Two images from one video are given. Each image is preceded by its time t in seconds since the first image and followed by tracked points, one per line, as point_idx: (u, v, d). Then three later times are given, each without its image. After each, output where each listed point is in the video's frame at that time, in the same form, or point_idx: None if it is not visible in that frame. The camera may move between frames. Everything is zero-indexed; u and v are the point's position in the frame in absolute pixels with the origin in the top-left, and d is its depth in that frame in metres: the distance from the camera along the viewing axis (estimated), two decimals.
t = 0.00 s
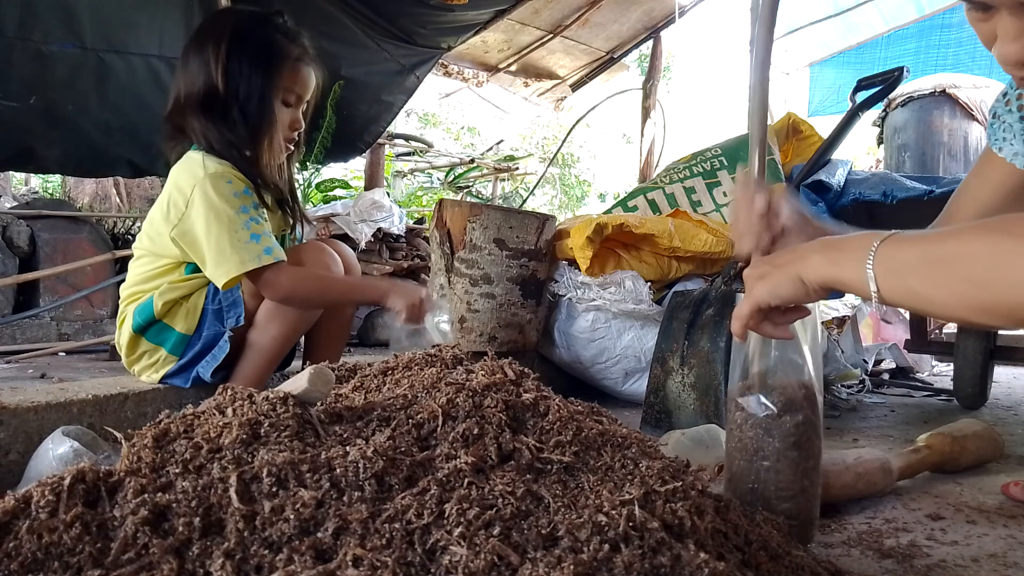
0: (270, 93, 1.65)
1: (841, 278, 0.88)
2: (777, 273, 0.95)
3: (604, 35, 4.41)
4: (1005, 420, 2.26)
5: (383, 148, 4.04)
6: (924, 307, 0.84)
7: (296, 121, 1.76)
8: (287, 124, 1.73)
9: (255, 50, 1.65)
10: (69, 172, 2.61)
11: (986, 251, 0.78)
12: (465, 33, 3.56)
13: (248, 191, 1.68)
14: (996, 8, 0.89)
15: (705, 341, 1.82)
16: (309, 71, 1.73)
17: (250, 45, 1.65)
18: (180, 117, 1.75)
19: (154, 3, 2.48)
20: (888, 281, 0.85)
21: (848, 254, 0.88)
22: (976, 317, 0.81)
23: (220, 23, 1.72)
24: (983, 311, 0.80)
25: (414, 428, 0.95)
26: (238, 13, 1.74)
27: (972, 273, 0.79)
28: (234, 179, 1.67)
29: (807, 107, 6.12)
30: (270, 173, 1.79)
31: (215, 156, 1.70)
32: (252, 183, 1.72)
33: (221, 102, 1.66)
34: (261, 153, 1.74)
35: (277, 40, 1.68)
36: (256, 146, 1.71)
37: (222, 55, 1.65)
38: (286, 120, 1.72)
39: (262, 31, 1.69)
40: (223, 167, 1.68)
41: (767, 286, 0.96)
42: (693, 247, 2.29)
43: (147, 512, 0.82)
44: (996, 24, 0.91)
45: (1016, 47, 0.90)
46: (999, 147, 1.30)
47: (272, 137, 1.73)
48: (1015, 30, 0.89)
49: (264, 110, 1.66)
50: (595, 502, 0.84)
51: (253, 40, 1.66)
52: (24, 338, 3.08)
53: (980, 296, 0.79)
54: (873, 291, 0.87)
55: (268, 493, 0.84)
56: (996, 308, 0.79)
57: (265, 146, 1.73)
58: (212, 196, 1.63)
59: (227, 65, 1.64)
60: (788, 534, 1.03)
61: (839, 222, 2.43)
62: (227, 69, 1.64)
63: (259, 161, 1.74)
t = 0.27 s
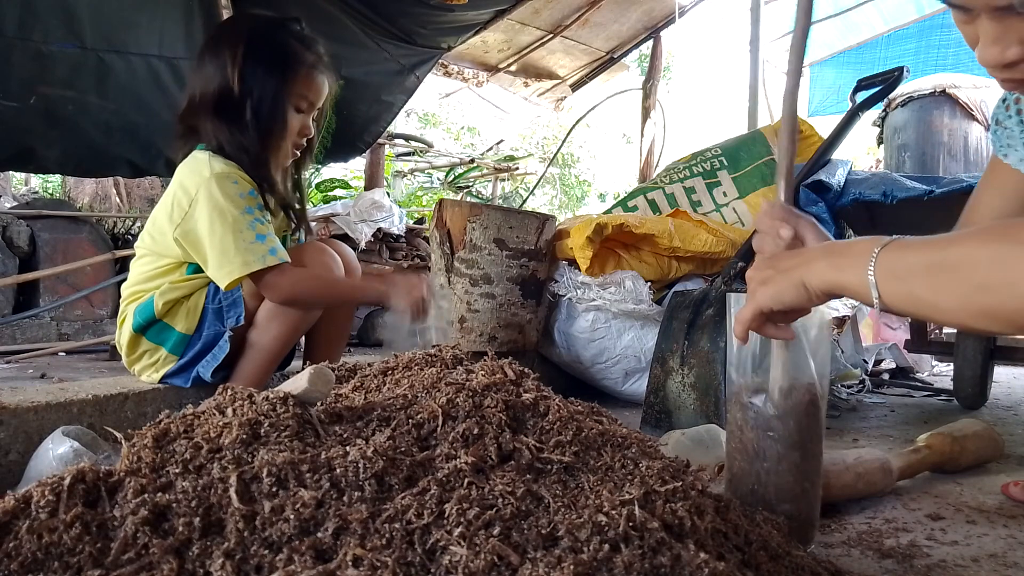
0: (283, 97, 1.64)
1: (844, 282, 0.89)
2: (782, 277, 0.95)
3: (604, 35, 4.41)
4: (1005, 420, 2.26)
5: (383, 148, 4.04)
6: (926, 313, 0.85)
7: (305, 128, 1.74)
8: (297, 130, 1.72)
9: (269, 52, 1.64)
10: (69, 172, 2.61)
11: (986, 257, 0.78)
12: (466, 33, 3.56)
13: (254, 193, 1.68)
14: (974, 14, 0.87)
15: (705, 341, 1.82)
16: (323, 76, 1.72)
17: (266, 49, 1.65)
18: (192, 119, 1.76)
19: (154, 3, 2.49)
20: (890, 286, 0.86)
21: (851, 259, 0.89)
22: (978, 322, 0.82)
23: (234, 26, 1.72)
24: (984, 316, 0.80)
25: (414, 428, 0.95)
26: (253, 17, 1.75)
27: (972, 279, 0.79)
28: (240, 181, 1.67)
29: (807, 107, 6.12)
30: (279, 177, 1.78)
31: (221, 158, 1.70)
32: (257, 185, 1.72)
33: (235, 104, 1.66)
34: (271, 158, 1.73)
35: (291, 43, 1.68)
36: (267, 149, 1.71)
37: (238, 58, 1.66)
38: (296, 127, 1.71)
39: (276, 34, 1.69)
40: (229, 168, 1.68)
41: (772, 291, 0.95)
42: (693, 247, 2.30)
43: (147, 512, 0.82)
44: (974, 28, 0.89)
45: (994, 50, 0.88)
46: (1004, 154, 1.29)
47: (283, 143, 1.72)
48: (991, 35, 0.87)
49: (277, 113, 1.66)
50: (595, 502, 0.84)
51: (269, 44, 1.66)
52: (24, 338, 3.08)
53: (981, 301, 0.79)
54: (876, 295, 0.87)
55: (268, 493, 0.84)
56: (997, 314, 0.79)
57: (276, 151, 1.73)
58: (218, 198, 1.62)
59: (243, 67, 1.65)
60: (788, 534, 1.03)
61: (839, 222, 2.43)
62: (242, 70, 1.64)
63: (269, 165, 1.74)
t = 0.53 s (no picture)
0: (280, 95, 1.67)
1: (843, 284, 0.88)
2: (780, 278, 0.94)
3: (604, 35, 4.41)
4: (1005, 420, 2.26)
5: (383, 148, 4.04)
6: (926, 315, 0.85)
7: (301, 124, 1.77)
8: (294, 126, 1.74)
9: (265, 51, 1.66)
10: (69, 172, 2.61)
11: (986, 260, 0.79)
12: (466, 33, 3.56)
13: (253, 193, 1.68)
14: (959, 23, 0.89)
15: (705, 341, 1.82)
16: (316, 73, 1.75)
17: (262, 48, 1.66)
18: (188, 116, 1.75)
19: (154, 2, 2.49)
20: (891, 288, 0.85)
21: (848, 261, 0.88)
22: (977, 324, 0.82)
23: (228, 23, 1.72)
24: (983, 317, 0.81)
25: (414, 428, 0.95)
26: (248, 14, 1.75)
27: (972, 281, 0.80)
28: (239, 181, 1.67)
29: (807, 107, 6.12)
30: (276, 175, 1.79)
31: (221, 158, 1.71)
32: (257, 185, 1.72)
33: (231, 103, 1.66)
34: (268, 157, 1.74)
35: (287, 42, 1.69)
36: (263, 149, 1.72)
37: (232, 55, 1.65)
38: (291, 123, 1.73)
39: (272, 33, 1.70)
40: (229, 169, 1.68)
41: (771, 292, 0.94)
42: (693, 247, 2.30)
43: (147, 512, 0.82)
44: (959, 37, 0.91)
45: (977, 58, 0.89)
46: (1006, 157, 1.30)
47: (278, 141, 1.73)
48: (973, 44, 0.89)
49: (273, 111, 1.67)
50: (596, 502, 0.84)
51: (266, 43, 1.67)
52: (23, 338, 3.08)
53: (981, 303, 0.80)
54: (875, 296, 0.87)
55: (268, 493, 0.84)
56: (997, 315, 0.80)
57: (271, 148, 1.73)
58: (217, 198, 1.63)
59: (237, 65, 1.64)
60: (788, 534, 1.03)
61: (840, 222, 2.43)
62: (236, 69, 1.64)
63: (266, 163, 1.74)
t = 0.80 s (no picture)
0: (275, 95, 1.67)
1: (851, 280, 0.89)
2: (788, 275, 0.94)
3: (604, 35, 4.41)
4: (1005, 420, 2.25)
5: (383, 148, 4.04)
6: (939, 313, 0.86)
7: (295, 124, 1.77)
8: (287, 126, 1.75)
9: (261, 51, 1.66)
10: (69, 172, 2.61)
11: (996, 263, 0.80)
12: (465, 33, 3.55)
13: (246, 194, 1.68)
14: (955, 20, 0.89)
15: (705, 341, 1.82)
16: (311, 74, 1.76)
17: (258, 48, 1.67)
18: (181, 114, 1.75)
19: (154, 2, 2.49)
20: (903, 289, 0.86)
21: (859, 258, 0.88)
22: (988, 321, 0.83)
23: (224, 23, 1.73)
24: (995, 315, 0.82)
25: (414, 428, 0.95)
26: (244, 14, 1.75)
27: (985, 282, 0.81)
28: (232, 181, 1.67)
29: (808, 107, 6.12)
30: (270, 175, 1.79)
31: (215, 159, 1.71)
32: (251, 185, 1.71)
33: (225, 102, 1.66)
34: (261, 157, 1.73)
35: (283, 43, 1.70)
36: (258, 147, 1.71)
37: (228, 55, 1.66)
38: (285, 124, 1.74)
39: (267, 33, 1.70)
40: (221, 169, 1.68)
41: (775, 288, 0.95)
42: (693, 248, 2.30)
43: (147, 512, 0.82)
44: (956, 35, 0.91)
45: (973, 55, 0.89)
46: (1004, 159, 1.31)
47: (272, 141, 1.73)
48: (970, 39, 0.89)
49: (268, 111, 1.68)
50: (596, 502, 0.84)
51: (262, 43, 1.68)
52: (23, 338, 3.08)
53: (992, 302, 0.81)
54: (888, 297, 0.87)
55: (268, 493, 0.84)
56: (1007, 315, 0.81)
57: (265, 148, 1.73)
58: (209, 199, 1.63)
59: (232, 65, 1.65)
60: (787, 534, 1.03)
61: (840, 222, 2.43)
62: (232, 69, 1.64)
63: (260, 162, 1.74)
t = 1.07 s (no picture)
0: (280, 96, 1.67)
1: (871, 273, 0.90)
2: (814, 272, 0.94)
3: (604, 35, 4.41)
4: (1005, 420, 2.25)
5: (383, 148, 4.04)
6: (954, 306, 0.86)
7: (299, 126, 1.77)
8: (291, 128, 1.75)
9: (265, 51, 1.66)
10: (69, 172, 2.61)
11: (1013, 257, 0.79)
12: (466, 33, 3.55)
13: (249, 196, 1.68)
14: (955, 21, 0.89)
15: (705, 341, 1.82)
16: (315, 75, 1.76)
17: (262, 49, 1.67)
18: (186, 115, 1.75)
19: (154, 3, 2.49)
20: (918, 279, 0.86)
21: (879, 251, 0.90)
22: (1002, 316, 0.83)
23: (228, 23, 1.73)
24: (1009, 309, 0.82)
25: (414, 428, 0.95)
26: (248, 15, 1.76)
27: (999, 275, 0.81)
28: (234, 183, 1.67)
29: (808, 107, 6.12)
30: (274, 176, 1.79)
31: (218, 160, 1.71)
32: (254, 186, 1.72)
33: (229, 102, 1.66)
34: (265, 159, 1.73)
35: (287, 44, 1.70)
36: (261, 148, 1.71)
37: (233, 56, 1.66)
38: (289, 124, 1.73)
39: (272, 34, 1.70)
40: (224, 170, 1.68)
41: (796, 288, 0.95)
42: (693, 247, 2.30)
43: (147, 512, 0.82)
44: (957, 36, 0.92)
45: (972, 59, 0.89)
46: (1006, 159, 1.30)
47: (277, 142, 1.73)
48: (967, 44, 0.89)
49: (272, 111, 1.67)
50: (596, 502, 0.84)
51: (265, 44, 1.67)
52: (23, 338, 3.08)
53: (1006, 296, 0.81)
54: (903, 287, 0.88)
55: (268, 493, 0.84)
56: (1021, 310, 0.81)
57: (270, 148, 1.73)
58: (212, 201, 1.63)
59: (236, 66, 1.65)
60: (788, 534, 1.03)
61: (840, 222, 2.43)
62: (236, 69, 1.64)
63: (264, 163, 1.73)
